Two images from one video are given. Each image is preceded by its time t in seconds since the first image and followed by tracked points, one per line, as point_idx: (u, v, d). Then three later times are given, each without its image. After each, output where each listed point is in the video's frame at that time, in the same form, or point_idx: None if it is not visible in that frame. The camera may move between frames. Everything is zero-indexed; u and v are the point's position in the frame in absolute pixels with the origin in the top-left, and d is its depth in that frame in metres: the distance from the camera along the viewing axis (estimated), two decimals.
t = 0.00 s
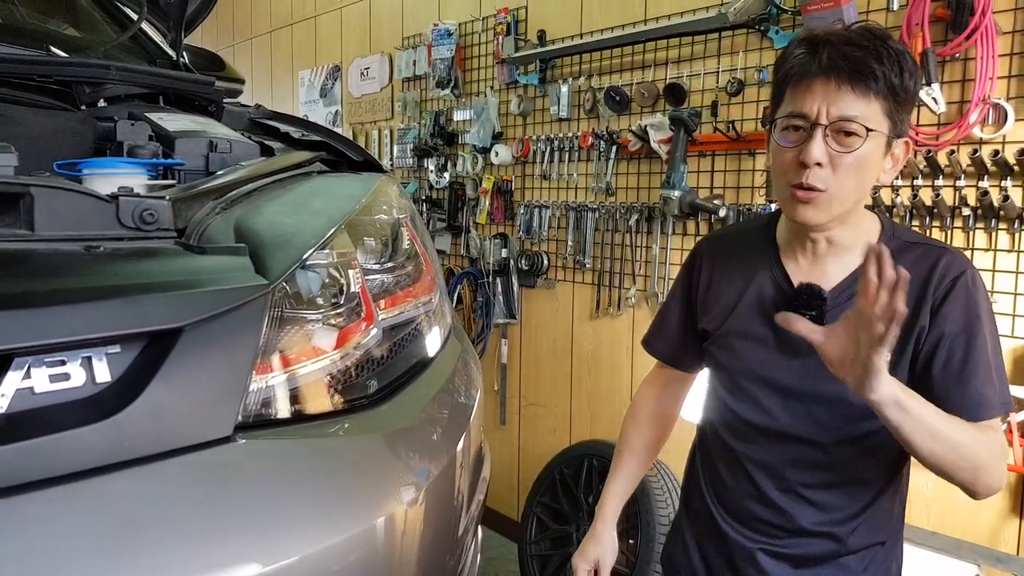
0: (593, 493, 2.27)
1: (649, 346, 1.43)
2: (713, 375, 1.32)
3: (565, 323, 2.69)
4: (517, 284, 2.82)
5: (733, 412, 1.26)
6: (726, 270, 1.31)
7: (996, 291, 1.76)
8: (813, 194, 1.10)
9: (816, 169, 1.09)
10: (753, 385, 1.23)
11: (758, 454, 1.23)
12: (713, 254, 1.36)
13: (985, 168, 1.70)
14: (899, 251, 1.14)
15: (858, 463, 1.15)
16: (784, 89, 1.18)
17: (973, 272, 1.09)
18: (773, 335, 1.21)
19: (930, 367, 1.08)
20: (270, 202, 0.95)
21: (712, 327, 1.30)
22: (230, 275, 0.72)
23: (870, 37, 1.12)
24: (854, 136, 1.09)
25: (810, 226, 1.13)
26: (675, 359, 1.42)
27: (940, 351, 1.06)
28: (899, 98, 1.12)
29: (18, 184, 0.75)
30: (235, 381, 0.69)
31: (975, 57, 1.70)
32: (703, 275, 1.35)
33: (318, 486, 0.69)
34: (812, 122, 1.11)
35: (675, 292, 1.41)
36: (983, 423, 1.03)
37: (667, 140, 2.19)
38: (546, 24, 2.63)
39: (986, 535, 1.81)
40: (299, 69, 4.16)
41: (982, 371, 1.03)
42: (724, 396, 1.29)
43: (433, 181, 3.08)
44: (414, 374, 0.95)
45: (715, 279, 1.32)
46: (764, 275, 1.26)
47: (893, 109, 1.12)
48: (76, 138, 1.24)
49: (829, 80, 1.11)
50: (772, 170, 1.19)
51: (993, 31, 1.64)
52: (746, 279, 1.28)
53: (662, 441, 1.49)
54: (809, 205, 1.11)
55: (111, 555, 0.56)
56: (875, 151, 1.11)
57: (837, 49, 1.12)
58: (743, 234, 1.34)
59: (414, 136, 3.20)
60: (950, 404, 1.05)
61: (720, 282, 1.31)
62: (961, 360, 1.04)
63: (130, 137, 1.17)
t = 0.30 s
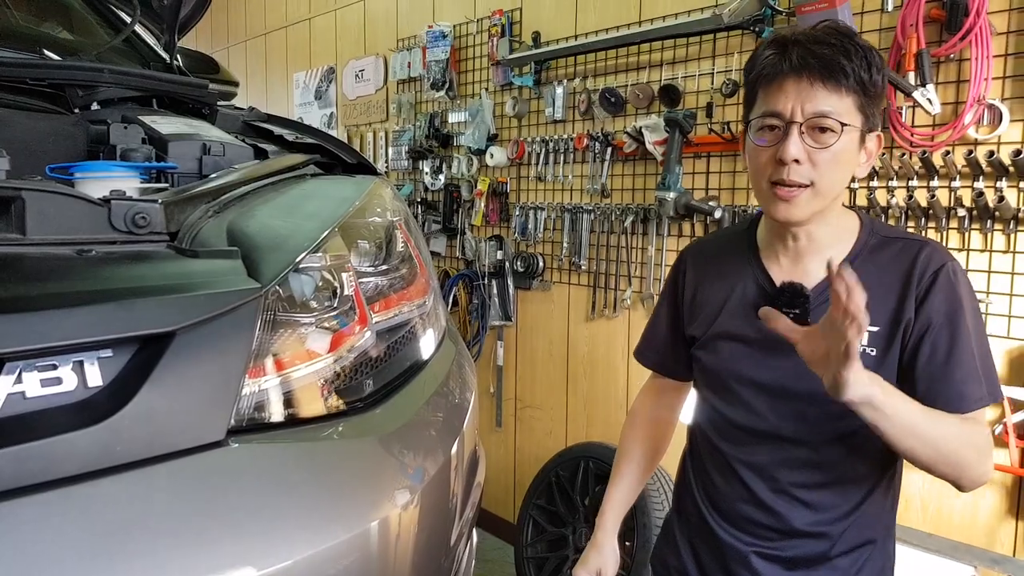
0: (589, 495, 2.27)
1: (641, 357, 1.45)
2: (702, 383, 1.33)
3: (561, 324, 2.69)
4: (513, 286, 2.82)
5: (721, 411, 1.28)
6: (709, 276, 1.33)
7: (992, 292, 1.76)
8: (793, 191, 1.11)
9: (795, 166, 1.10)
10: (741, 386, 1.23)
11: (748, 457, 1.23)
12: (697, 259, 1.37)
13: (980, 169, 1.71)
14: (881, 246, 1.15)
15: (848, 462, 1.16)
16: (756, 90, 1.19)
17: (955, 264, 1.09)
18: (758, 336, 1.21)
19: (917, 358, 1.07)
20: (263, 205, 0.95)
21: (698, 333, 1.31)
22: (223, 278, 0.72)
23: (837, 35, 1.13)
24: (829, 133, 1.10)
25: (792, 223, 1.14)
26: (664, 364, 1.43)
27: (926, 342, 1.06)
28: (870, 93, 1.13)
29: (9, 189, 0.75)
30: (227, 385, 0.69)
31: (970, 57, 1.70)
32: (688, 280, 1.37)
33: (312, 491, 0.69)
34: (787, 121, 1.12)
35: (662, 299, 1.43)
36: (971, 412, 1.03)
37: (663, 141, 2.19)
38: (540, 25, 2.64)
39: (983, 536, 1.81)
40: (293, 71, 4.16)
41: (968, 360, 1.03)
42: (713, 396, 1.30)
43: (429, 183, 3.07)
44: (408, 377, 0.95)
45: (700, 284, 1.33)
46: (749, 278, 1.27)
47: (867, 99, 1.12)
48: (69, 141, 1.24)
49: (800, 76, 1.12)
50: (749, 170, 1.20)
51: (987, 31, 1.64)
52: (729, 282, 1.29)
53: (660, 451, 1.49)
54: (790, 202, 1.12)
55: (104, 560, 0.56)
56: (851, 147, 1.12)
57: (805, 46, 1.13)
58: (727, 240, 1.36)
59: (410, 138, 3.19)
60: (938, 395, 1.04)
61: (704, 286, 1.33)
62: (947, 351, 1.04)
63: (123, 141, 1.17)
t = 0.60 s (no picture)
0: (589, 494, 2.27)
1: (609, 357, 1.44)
2: (673, 383, 1.32)
3: (560, 324, 2.69)
4: (512, 285, 2.81)
5: (687, 405, 1.29)
6: (679, 274, 1.32)
7: (991, 290, 1.76)
8: (767, 188, 1.12)
9: (768, 163, 1.10)
10: (710, 384, 1.23)
11: (723, 454, 1.22)
12: (666, 257, 1.36)
13: (980, 166, 1.71)
14: (847, 241, 1.18)
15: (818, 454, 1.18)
16: (728, 85, 1.19)
17: (918, 258, 1.14)
18: (730, 334, 1.21)
19: (887, 354, 1.12)
20: (260, 205, 0.95)
21: (670, 332, 1.31)
22: (220, 279, 0.72)
23: (808, 31, 1.14)
24: (801, 130, 1.12)
25: (764, 219, 1.15)
26: (634, 365, 1.42)
27: (896, 339, 1.11)
28: (838, 90, 1.15)
29: (4, 189, 0.75)
30: (223, 385, 0.69)
31: (969, 55, 1.70)
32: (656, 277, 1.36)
33: (311, 490, 0.69)
34: (761, 117, 1.13)
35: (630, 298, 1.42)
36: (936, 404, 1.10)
37: (661, 140, 2.19)
38: (539, 24, 2.63)
39: (983, 534, 1.81)
40: (292, 71, 4.15)
41: (935, 356, 1.09)
42: (682, 392, 1.30)
43: (428, 183, 3.07)
44: (405, 376, 0.95)
45: (669, 282, 1.33)
46: (717, 275, 1.27)
47: (835, 98, 1.15)
48: (66, 142, 1.24)
49: (774, 72, 1.12)
50: (719, 167, 1.20)
51: (987, 29, 1.64)
52: (699, 279, 1.28)
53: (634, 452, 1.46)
54: (763, 199, 1.13)
55: (99, 561, 0.56)
56: (822, 143, 1.14)
57: (778, 43, 1.13)
58: (698, 235, 1.36)
59: (408, 137, 3.19)
60: (908, 391, 1.10)
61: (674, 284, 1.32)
62: (917, 346, 1.10)
63: (120, 141, 1.17)
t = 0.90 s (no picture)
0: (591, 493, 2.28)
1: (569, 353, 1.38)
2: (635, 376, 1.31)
3: (562, 322, 2.69)
4: (514, 284, 2.81)
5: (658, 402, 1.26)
6: (648, 268, 1.30)
7: (995, 290, 1.75)
8: (740, 181, 1.13)
9: (741, 156, 1.12)
10: (680, 377, 1.22)
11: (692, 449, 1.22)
12: (634, 249, 1.34)
13: (984, 166, 1.70)
14: (811, 238, 1.21)
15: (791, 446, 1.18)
16: (700, 80, 1.20)
17: (878, 256, 1.18)
18: (702, 327, 1.20)
19: (852, 350, 1.15)
20: (264, 203, 0.95)
21: (638, 326, 1.28)
22: (224, 276, 0.72)
23: (779, 29, 1.17)
24: (773, 124, 1.14)
25: (735, 213, 1.16)
26: (596, 363, 1.36)
27: (860, 334, 1.14)
28: (806, 87, 1.18)
29: (10, 186, 0.75)
30: (227, 382, 0.69)
31: (973, 54, 1.70)
32: (624, 270, 1.33)
33: (315, 486, 0.69)
34: (734, 112, 1.14)
35: (592, 291, 1.37)
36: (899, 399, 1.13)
37: (664, 139, 2.19)
38: (542, 23, 2.63)
39: (987, 535, 1.80)
40: (294, 69, 4.16)
41: (897, 351, 1.12)
42: (651, 386, 1.26)
43: (430, 181, 3.07)
44: (409, 373, 0.96)
45: (639, 275, 1.31)
46: (687, 270, 1.25)
47: (804, 95, 1.18)
48: (71, 139, 1.24)
49: (746, 68, 1.15)
50: (690, 162, 1.21)
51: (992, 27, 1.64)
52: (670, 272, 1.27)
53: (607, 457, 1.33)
54: (736, 192, 1.14)
55: (103, 557, 0.56)
56: (792, 139, 1.16)
57: (750, 40, 1.16)
58: (667, 229, 1.34)
59: (411, 136, 3.19)
60: (873, 385, 1.13)
61: (644, 276, 1.30)
62: (879, 341, 1.13)
63: (124, 139, 1.18)
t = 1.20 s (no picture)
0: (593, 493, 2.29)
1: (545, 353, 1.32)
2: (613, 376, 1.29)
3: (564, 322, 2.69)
4: (517, 283, 2.80)
5: (639, 402, 1.24)
6: (627, 264, 1.28)
7: (998, 290, 1.75)
8: (722, 178, 1.13)
9: (723, 153, 1.12)
10: (661, 376, 1.20)
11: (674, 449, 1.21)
12: (613, 245, 1.30)
13: (988, 166, 1.70)
14: (785, 239, 1.22)
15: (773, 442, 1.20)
16: (682, 76, 1.19)
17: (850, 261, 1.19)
18: (684, 326, 1.20)
19: (823, 355, 1.18)
20: (268, 202, 0.95)
21: (618, 324, 1.25)
22: (227, 275, 0.72)
23: (759, 28, 1.18)
24: (753, 122, 1.15)
25: (716, 211, 1.16)
26: (573, 363, 1.30)
27: (832, 340, 1.17)
28: (783, 86, 1.19)
29: (13, 184, 0.75)
30: (230, 381, 0.69)
31: (977, 53, 1.69)
32: (603, 265, 1.29)
33: (318, 485, 0.69)
34: (716, 108, 1.14)
35: (567, 288, 1.32)
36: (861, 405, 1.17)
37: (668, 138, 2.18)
38: (545, 22, 2.63)
39: (990, 535, 1.79)
40: (298, 69, 4.16)
41: (862, 358, 1.16)
42: (631, 386, 1.24)
43: (434, 181, 3.07)
44: (415, 370, 0.96)
45: (620, 272, 1.28)
46: (667, 268, 1.24)
47: (780, 94, 1.19)
48: (75, 139, 1.24)
49: (728, 65, 1.15)
50: (671, 159, 1.20)
51: (995, 27, 1.63)
52: (650, 269, 1.25)
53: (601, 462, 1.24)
54: (718, 189, 1.13)
55: (105, 556, 0.56)
56: (770, 137, 1.17)
57: (731, 37, 1.16)
58: (643, 226, 1.32)
59: (414, 135, 3.19)
60: (839, 391, 1.17)
61: (624, 274, 1.28)
62: (848, 348, 1.16)
63: (127, 138, 1.18)
